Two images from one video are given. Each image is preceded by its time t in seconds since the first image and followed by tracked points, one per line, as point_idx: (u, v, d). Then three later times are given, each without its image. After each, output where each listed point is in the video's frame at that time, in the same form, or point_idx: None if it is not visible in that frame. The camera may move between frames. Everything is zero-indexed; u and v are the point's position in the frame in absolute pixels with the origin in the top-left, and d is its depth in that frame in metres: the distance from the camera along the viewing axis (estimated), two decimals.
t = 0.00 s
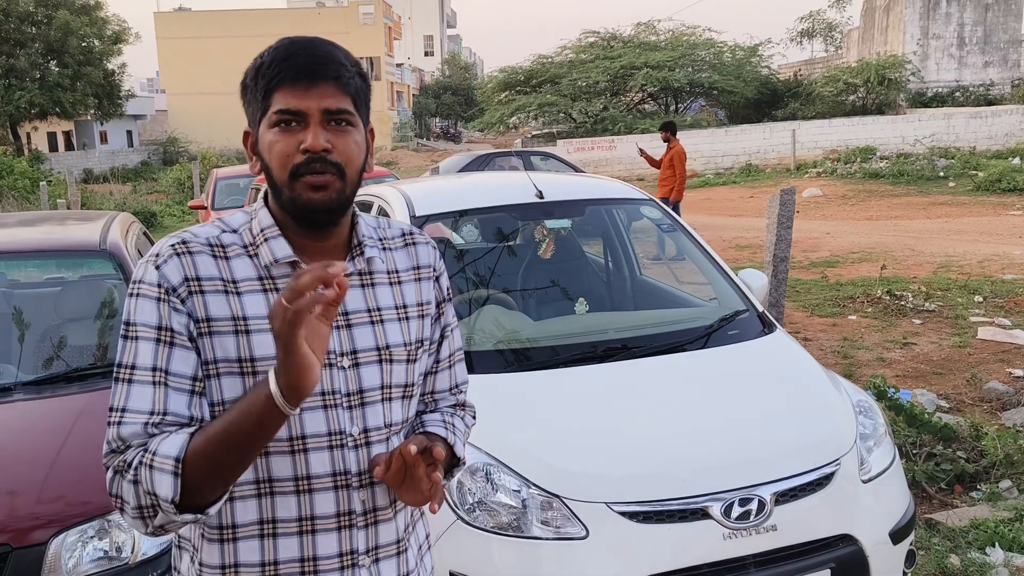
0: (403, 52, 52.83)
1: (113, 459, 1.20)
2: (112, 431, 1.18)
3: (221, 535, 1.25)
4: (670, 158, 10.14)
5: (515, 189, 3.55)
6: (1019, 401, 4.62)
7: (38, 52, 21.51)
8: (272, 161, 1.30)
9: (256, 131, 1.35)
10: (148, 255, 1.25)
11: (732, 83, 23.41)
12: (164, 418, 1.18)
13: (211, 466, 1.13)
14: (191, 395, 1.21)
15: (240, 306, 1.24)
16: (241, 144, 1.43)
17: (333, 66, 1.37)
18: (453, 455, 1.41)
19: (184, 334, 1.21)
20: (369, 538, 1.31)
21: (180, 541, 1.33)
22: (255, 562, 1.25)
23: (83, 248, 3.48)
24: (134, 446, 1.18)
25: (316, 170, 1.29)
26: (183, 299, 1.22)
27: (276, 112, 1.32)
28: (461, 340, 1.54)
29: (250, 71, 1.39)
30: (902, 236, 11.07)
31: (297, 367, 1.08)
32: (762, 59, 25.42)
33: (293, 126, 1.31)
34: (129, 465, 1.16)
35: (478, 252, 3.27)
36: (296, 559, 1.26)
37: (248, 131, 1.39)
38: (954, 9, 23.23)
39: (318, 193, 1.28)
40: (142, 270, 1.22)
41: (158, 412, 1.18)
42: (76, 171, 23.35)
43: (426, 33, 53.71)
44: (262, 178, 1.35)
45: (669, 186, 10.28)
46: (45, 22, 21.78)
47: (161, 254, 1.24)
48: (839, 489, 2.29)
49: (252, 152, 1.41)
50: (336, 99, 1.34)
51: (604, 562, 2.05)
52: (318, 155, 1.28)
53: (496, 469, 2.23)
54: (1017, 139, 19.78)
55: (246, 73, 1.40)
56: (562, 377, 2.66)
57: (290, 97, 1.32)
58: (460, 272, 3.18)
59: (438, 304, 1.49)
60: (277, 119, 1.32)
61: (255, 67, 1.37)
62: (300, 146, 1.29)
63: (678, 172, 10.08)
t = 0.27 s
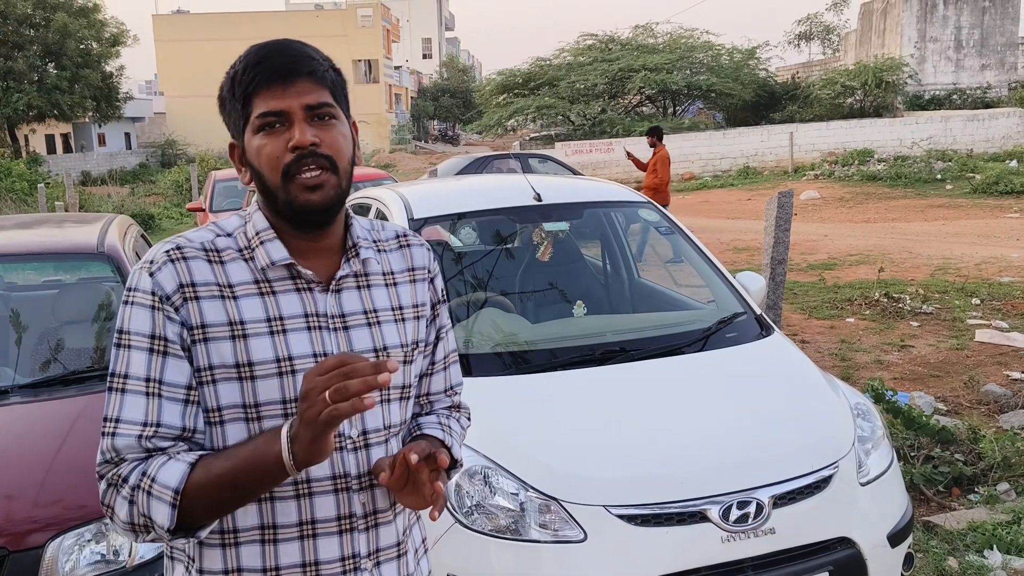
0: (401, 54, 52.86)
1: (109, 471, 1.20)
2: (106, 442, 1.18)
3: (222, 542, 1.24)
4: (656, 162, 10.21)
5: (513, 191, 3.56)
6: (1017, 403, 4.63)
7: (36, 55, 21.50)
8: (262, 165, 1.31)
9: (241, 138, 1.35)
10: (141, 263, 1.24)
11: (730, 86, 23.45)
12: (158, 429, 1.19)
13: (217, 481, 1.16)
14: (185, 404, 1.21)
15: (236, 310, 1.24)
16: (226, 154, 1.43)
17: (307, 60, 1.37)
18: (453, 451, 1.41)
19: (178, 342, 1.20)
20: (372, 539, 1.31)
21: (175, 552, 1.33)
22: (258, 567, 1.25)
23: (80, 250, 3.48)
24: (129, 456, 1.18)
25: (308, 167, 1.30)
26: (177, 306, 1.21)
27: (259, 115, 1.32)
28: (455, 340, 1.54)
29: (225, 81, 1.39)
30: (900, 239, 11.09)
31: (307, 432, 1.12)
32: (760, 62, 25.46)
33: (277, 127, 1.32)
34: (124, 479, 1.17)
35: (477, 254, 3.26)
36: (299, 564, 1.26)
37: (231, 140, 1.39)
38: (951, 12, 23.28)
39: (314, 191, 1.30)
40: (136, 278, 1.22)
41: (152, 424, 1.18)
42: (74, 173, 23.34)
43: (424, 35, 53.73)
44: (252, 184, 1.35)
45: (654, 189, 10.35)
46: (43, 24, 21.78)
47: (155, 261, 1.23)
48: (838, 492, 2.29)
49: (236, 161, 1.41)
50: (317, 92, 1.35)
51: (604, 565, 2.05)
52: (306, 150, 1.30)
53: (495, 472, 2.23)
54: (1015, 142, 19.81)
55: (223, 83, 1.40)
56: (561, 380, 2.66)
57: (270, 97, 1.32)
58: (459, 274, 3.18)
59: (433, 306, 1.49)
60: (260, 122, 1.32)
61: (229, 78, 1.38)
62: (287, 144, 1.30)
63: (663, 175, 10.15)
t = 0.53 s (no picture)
0: (398, 53, 52.83)
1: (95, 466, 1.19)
2: (93, 440, 1.18)
3: (212, 542, 1.24)
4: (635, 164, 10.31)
5: (510, 191, 3.56)
6: (1014, 402, 4.64)
7: (32, 55, 21.45)
8: (265, 159, 1.30)
9: (253, 125, 1.34)
10: (130, 260, 1.24)
11: (726, 86, 23.46)
12: (145, 427, 1.18)
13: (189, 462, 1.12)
14: (174, 402, 1.21)
15: (225, 309, 1.24)
16: (234, 134, 1.42)
17: (341, 73, 1.37)
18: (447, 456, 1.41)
19: (167, 340, 1.20)
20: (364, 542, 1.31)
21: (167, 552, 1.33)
22: (249, 567, 1.25)
23: (77, 250, 3.47)
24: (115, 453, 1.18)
25: (310, 175, 1.29)
26: (165, 303, 1.22)
27: (277, 111, 1.32)
28: (449, 342, 1.54)
29: (254, 63, 1.38)
30: (897, 238, 11.11)
31: (259, 359, 1.08)
32: (757, 62, 25.47)
33: (292, 128, 1.31)
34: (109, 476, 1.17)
35: (473, 255, 3.26)
36: (289, 565, 1.26)
37: (244, 123, 1.38)
38: (947, 13, 23.32)
39: (310, 199, 1.29)
40: (125, 275, 1.22)
41: (139, 421, 1.18)
42: (71, 174, 23.29)
43: (420, 36, 53.69)
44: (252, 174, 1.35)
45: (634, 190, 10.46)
46: (39, 24, 21.73)
47: (143, 258, 1.23)
48: (835, 491, 2.30)
49: (242, 144, 1.40)
50: (340, 106, 1.35)
51: (601, 564, 2.05)
52: (315, 159, 1.29)
53: (492, 471, 2.23)
54: (1011, 142, 19.84)
55: (251, 62, 1.39)
56: (558, 379, 2.66)
57: (294, 97, 1.32)
58: (456, 274, 3.17)
59: (426, 307, 1.49)
60: (276, 117, 1.32)
61: (261, 61, 1.37)
62: (298, 148, 1.29)
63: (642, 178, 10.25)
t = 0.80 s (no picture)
0: (395, 52, 52.79)
1: (90, 472, 1.19)
2: (88, 441, 1.18)
3: (210, 542, 1.25)
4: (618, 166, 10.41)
5: (509, 189, 3.55)
6: (1013, 399, 4.64)
7: (29, 54, 21.40)
8: (260, 162, 1.31)
9: (240, 131, 1.34)
10: (129, 260, 1.24)
11: (724, 84, 23.47)
12: (141, 432, 1.19)
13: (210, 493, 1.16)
14: (166, 403, 1.21)
15: (225, 309, 1.24)
16: (223, 143, 1.42)
17: (318, 62, 1.36)
18: (450, 455, 1.41)
19: (163, 343, 1.20)
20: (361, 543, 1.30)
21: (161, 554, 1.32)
22: (246, 570, 1.24)
23: (75, 249, 3.47)
24: (112, 457, 1.18)
25: (307, 171, 1.30)
26: (164, 305, 1.21)
27: (262, 113, 1.32)
28: (453, 340, 1.53)
29: (230, 69, 1.37)
30: (895, 237, 11.11)
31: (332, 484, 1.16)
32: (754, 60, 25.47)
33: (280, 126, 1.31)
34: (105, 482, 1.17)
35: (471, 253, 3.26)
36: (287, 566, 1.25)
37: (231, 131, 1.38)
38: (945, 11, 23.35)
39: (310, 197, 1.30)
40: (123, 275, 1.21)
41: (136, 425, 1.18)
42: (69, 173, 23.24)
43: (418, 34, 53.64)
44: (247, 178, 1.35)
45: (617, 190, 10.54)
46: (36, 23, 21.70)
47: (143, 258, 1.23)
48: (834, 489, 2.30)
49: (233, 152, 1.40)
50: (323, 96, 1.34)
51: (600, 562, 2.05)
52: (307, 154, 1.30)
53: (491, 469, 2.23)
54: (1008, 140, 19.86)
55: (228, 70, 1.38)
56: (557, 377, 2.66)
57: (275, 96, 1.32)
58: (455, 272, 3.17)
59: (428, 304, 1.49)
60: (262, 119, 1.32)
61: (237, 66, 1.36)
62: (289, 146, 1.30)
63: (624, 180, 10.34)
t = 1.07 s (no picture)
0: (393, 50, 52.73)
1: (98, 474, 1.21)
2: (95, 443, 1.19)
3: (212, 537, 1.26)
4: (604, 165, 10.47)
5: (508, 188, 3.55)
6: (1011, 397, 4.65)
7: (27, 53, 21.36)
8: (251, 168, 1.31)
9: (232, 136, 1.34)
10: (126, 261, 1.24)
11: (722, 82, 23.45)
12: (145, 434, 1.20)
13: (215, 498, 1.19)
14: (167, 403, 1.21)
15: (221, 311, 1.24)
16: (219, 146, 1.43)
17: (307, 62, 1.35)
18: (442, 459, 1.41)
19: (160, 346, 1.20)
20: (357, 543, 1.30)
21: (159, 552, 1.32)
22: (244, 568, 1.25)
23: (73, 248, 3.46)
24: (120, 460, 1.20)
25: (298, 174, 1.30)
26: (160, 308, 1.21)
27: (251, 117, 1.31)
28: (451, 339, 1.53)
29: (221, 71, 1.38)
30: (893, 234, 11.11)
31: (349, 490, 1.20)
32: (753, 58, 25.44)
33: (270, 130, 1.31)
34: (120, 489, 1.19)
35: (470, 251, 3.26)
36: (283, 567, 1.26)
37: (224, 135, 1.39)
38: (943, 8, 23.33)
39: (302, 200, 1.30)
40: (121, 277, 1.22)
41: (139, 427, 1.19)
42: (66, 172, 23.21)
43: (416, 33, 53.56)
44: (241, 182, 1.35)
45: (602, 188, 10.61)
46: (34, 22, 21.67)
47: (139, 260, 1.23)
48: (833, 487, 2.30)
49: (227, 155, 1.40)
50: (313, 97, 1.34)
51: (599, 560, 2.05)
52: (297, 158, 1.30)
53: (490, 468, 2.23)
54: (1007, 137, 19.84)
55: (218, 73, 1.38)
56: (557, 375, 2.66)
57: (265, 99, 1.31)
58: (453, 270, 3.18)
59: (426, 304, 1.48)
60: (252, 123, 1.32)
61: (225, 69, 1.36)
62: (279, 149, 1.30)
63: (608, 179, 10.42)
